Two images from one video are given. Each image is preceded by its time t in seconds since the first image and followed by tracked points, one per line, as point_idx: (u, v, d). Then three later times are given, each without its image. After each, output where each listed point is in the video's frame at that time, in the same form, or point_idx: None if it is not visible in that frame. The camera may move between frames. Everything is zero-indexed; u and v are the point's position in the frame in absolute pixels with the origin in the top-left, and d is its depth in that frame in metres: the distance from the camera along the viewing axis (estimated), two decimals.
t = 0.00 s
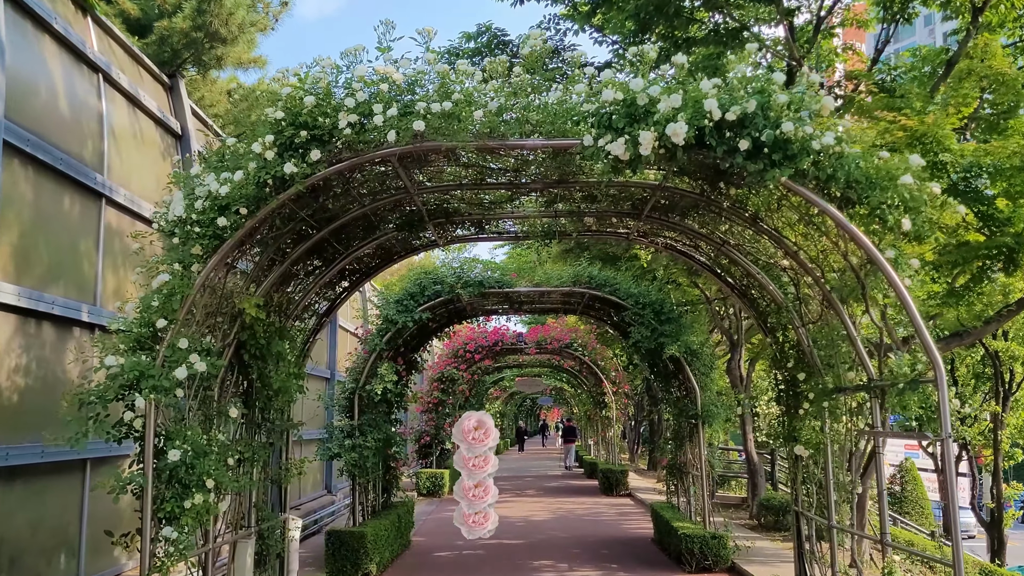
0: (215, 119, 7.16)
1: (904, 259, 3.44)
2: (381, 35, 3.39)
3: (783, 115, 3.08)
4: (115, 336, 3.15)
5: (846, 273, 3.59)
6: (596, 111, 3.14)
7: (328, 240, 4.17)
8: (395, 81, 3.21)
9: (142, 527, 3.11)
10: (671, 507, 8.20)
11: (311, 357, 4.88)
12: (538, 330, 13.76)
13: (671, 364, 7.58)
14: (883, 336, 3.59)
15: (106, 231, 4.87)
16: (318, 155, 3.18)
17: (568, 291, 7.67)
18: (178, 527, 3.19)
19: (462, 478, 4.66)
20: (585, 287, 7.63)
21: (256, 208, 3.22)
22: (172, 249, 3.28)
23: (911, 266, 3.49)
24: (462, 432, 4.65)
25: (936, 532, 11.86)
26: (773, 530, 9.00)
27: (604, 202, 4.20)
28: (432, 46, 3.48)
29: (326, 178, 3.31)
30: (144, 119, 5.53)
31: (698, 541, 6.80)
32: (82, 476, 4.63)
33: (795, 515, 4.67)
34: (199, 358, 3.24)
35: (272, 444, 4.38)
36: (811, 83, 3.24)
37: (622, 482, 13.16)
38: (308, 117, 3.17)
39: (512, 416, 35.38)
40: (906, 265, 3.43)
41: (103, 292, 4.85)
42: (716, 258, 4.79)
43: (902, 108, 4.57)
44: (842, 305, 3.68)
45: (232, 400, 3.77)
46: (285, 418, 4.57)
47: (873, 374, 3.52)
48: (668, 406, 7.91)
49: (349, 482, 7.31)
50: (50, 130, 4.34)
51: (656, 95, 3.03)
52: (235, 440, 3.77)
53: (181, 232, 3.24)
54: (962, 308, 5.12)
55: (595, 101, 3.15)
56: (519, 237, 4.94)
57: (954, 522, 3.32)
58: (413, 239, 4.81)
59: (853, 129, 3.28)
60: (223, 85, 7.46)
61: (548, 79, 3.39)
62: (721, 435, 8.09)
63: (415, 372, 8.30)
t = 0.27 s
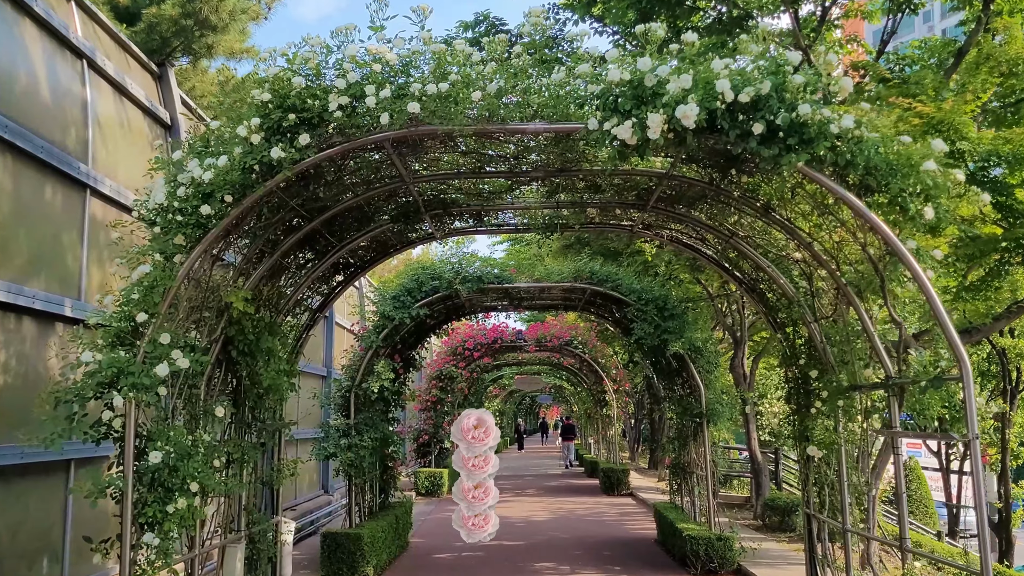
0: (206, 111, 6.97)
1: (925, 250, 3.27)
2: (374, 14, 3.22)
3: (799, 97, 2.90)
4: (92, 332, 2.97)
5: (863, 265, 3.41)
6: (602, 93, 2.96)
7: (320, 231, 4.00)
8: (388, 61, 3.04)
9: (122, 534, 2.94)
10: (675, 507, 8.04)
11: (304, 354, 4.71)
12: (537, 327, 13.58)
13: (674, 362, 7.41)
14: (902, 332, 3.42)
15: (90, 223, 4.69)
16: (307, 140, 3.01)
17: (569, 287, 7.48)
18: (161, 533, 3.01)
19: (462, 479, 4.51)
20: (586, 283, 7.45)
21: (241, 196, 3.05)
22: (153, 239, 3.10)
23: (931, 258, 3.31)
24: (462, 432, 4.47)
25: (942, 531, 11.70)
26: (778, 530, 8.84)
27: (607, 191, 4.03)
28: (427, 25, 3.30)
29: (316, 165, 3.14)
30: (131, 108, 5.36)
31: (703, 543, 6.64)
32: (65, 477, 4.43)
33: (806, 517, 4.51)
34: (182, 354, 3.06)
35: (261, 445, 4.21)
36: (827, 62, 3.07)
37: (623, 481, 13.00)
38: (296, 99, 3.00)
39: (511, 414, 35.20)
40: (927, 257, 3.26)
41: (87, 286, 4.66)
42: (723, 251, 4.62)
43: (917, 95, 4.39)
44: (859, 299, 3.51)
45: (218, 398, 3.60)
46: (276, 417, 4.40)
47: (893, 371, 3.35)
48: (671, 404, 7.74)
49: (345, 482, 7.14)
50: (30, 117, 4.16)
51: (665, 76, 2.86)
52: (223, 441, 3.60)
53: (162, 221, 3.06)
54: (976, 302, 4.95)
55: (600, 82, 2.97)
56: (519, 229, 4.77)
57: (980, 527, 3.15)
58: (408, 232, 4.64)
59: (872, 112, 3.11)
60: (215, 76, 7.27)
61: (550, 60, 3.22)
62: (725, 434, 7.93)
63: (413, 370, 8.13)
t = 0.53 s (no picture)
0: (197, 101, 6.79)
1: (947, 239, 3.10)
2: None
3: (816, 75, 2.73)
4: (67, 325, 2.80)
5: (881, 255, 3.25)
6: (607, 72, 2.79)
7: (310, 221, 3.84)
8: (380, 38, 2.87)
9: (98, 538, 2.77)
10: (678, 507, 7.87)
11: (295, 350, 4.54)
12: (538, 324, 13.41)
13: (677, 358, 7.24)
14: (922, 325, 3.25)
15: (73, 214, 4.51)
16: (294, 121, 2.84)
17: (570, 281, 7.31)
18: (139, 538, 2.84)
19: (459, 480, 4.32)
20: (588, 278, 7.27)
21: (224, 182, 2.88)
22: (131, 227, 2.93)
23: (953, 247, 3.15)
24: (460, 431, 4.29)
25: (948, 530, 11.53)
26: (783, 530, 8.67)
27: (611, 179, 3.86)
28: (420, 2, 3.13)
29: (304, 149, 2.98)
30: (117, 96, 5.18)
31: (707, 544, 6.47)
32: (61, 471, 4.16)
33: (818, 520, 4.34)
34: (163, 349, 2.89)
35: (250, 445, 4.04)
36: (844, 40, 2.90)
37: (624, 480, 12.83)
38: (282, 79, 2.83)
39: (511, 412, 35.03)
40: (949, 246, 3.10)
41: (69, 280, 4.48)
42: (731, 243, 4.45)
43: (932, 79, 4.22)
44: (875, 291, 3.35)
45: (204, 396, 3.43)
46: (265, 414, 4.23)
47: (911, 366, 3.19)
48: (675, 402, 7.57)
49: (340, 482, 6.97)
50: (9, 101, 3.98)
51: (674, 52, 2.69)
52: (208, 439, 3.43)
53: (141, 208, 2.89)
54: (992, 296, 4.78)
55: (605, 60, 2.80)
56: (518, 220, 4.59)
57: (1007, 532, 2.98)
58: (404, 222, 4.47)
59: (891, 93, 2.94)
60: (207, 66, 7.09)
61: (550, 39, 3.05)
62: (730, 432, 7.76)
63: (411, 367, 7.96)
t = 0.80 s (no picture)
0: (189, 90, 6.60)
1: (973, 224, 2.92)
2: None
3: (838, 47, 2.54)
4: (35, 315, 2.61)
5: (902, 242, 3.07)
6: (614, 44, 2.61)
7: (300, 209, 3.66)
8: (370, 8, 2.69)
9: (67, 543, 2.58)
10: (682, 507, 7.68)
11: (286, 345, 4.37)
12: (539, 322, 13.22)
13: (682, 355, 7.04)
14: (945, 317, 3.07)
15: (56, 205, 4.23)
16: (279, 97, 2.66)
17: (572, 277, 7.12)
18: (112, 542, 2.65)
19: (457, 479, 4.13)
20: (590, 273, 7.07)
21: (204, 162, 2.70)
22: (105, 211, 2.75)
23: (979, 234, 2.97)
24: (456, 428, 4.12)
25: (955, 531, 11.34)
26: (789, 531, 8.48)
27: (616, 164, 3.68)
28: None
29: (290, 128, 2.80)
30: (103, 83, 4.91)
31: (712, 545, 6.29)
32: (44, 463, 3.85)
33: (831, 521, 4.15)
34: (138, 340, 2.71)
35: (237, 442, 3.86)
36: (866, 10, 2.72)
37: (625, 479, 12.65)
38: (266, 52, 2.65)
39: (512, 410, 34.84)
40: (975, 232, 2.91)
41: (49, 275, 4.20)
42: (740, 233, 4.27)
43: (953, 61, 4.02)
44: (896, 281, 3.16)
45: (185, 391, 3.25)
46: (253, 410, 4.04)
47: (934, 360, 3.01)
48: (678, 399, 7.38)
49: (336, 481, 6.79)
50: None
51: (685, 22, 2.50)
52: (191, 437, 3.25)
53: (115, 190, 2.70)
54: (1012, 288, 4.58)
55: (612, 32, 2.62)
56: (518, 209, 4.40)
57: None
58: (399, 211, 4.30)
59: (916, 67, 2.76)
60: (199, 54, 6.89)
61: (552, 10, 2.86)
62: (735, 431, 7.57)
63: (408, 364, 7.78)
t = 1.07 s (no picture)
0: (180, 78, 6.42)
1: (1001, 212, 2.76)
2: None
3: (861, 20, 2.38)
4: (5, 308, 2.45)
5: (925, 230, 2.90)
6: (621, 18, 2.44)
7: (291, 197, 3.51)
8: None
9: (41, 550, 2.42)
10: (687, 507, 7.53)
11: (278, 339, 4.21)
12: (539, 317, 13.05)
13: (687, 351, 6.86)
14: (969, 310, 2.92)
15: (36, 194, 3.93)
16: (263, 74, 2.50)
17: (574, 271, 6.94)
18: (89, 549, 2.49)
19: (455, 481, 3.96)
20: (591, 266, 6.83)
21: (184, 144, 2.54)
22: (80, 196, 2.58)
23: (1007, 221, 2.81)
24: (454, 426, 3.96)
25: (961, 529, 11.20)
26: (794, 530, 8.33)
27: (621, 151, 3.52)
28: None
29: (277, 107, 2.64)
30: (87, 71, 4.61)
31: (719, 546, 6.14)
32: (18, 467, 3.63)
33: (844, 523, 4.00)
34: (117, 334, 2.54)
35: (225, 441, 3.70)
36: None
37: (627, 477, 12.51)
38: (250, 25, 2.49)
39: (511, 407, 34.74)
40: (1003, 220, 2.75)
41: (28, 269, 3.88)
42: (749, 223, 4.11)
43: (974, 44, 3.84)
44: (917, 272, 3.01)
45: (169, 387, 3.09)
46: (243, 407, 3.89)
47: (958, 356, 2.86)
48: (682, 396, 7.23)
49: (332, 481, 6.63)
50: None
51: None
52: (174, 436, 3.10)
53: (91, 174, 2.54)
54: None
55: (619, 5, 2.45)
56: (517, 199, 4.23)
57: None
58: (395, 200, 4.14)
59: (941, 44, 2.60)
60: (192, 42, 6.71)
61: None
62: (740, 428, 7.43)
63: (406, 360, 7.62)
